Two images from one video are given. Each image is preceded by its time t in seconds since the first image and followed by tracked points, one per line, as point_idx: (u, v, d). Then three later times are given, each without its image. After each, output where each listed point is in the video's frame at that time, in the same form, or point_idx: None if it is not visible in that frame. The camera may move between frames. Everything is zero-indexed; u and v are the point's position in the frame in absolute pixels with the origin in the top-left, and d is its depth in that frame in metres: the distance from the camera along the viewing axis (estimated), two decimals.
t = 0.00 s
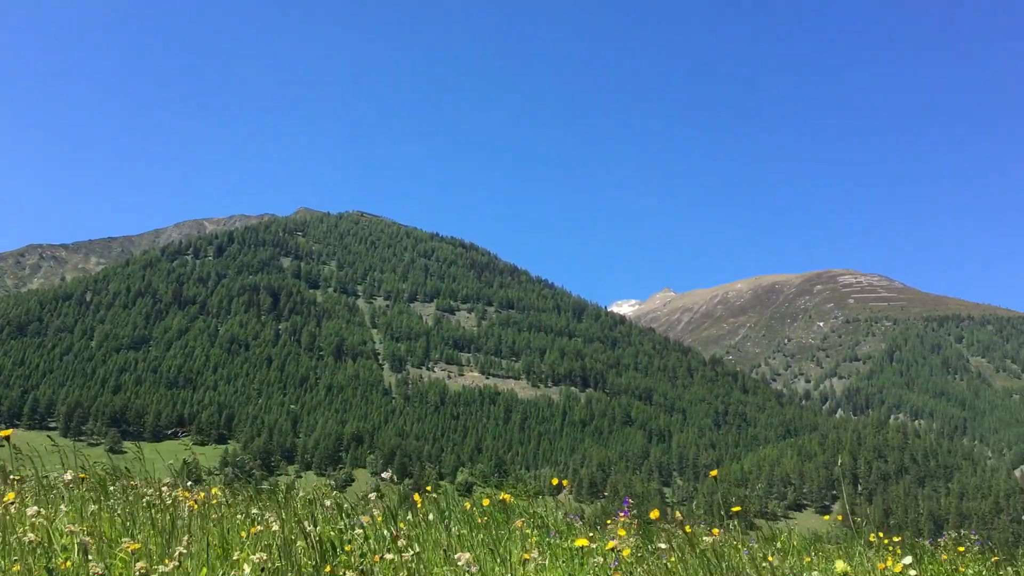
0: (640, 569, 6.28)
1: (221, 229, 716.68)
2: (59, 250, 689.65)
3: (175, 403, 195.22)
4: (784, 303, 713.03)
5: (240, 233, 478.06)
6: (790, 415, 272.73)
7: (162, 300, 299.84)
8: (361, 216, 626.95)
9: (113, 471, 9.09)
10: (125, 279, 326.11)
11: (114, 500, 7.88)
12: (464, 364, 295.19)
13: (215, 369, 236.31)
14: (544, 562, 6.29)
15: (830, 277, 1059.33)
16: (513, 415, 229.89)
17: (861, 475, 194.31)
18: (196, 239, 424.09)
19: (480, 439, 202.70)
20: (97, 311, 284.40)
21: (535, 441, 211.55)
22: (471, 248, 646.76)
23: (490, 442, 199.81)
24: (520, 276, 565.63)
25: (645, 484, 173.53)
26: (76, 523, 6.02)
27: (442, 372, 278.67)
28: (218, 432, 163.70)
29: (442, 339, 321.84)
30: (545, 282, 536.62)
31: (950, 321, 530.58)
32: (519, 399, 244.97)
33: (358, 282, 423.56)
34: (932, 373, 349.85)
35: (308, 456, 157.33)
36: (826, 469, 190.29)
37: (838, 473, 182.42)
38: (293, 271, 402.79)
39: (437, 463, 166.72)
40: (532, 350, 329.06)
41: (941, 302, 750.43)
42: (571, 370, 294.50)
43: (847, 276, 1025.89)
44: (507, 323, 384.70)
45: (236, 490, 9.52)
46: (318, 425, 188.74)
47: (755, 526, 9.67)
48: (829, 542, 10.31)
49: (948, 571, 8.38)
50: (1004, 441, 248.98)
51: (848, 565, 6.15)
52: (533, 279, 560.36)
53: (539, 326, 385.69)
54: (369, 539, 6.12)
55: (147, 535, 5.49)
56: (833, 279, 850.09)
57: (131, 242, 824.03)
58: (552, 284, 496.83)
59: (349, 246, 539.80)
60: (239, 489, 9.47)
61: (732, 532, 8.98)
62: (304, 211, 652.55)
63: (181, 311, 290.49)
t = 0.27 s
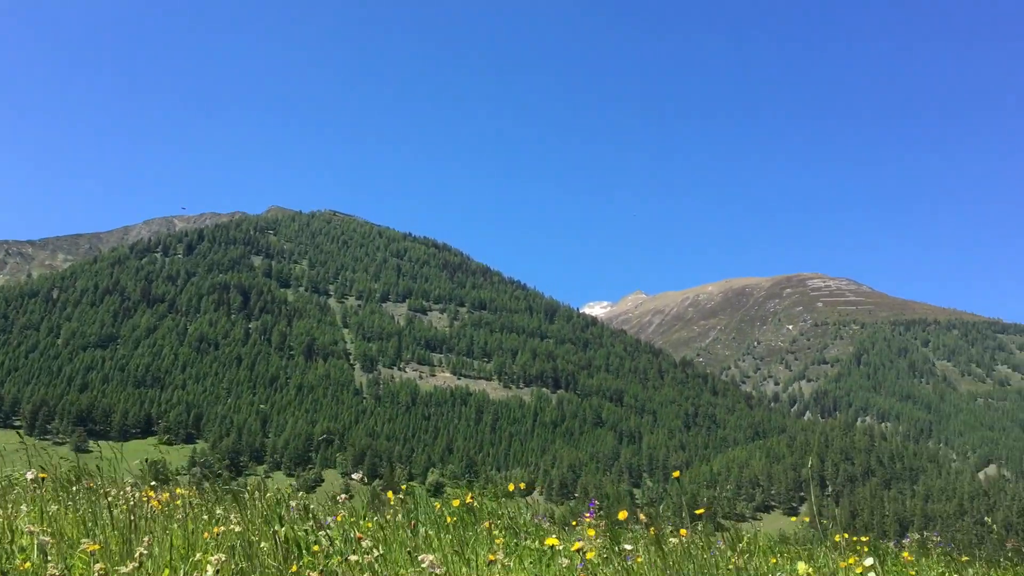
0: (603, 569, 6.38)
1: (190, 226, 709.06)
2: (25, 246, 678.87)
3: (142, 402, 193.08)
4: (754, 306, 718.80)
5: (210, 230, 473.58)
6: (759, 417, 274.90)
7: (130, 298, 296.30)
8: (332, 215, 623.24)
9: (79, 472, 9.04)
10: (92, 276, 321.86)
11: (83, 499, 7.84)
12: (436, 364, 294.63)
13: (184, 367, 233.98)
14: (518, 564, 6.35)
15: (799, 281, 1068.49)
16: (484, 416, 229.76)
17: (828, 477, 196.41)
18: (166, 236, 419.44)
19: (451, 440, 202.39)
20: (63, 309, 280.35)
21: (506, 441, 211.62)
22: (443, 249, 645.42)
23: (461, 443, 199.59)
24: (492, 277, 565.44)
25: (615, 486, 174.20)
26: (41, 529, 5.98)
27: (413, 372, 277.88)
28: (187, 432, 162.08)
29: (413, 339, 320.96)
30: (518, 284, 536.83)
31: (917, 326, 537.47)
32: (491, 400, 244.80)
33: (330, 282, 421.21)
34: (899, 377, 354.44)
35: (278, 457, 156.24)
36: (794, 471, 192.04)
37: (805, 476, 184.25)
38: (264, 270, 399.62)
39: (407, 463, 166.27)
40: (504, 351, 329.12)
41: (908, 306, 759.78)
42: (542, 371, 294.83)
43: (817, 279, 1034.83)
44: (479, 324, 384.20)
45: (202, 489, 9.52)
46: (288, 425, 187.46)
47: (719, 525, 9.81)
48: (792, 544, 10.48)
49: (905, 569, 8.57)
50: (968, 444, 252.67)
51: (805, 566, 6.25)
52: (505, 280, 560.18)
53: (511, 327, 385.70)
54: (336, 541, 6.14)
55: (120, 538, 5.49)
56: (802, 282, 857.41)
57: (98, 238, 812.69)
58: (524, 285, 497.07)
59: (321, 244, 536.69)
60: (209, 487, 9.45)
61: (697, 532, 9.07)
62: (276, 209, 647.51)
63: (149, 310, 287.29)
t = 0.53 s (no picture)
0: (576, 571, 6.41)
1: (160, 224, 701.07)
2: None
3: (110, 401, 190.85)
4: (725, 309, 723.72)
5: (181, 228, 468.85)
6: (729, 420, 277.02)
7: (98, 296, 292.41)
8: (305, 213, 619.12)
9: (49, 468, 8.93)
10: (60, 273, 317.39)
11: (46, 498, 7.82)
12: (408, 365, 294.03)
13: (153, 366, 231.58)
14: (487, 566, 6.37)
15: (770, 285, 1076.31)
16: (456, 417, 229.53)
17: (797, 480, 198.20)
18: (135, 234, 414.62)
19: (422, 441, 201.79)
20: (29, 305, 276.18)
21: (478, 442, 211.68)
22: (416, 250, 643.31)
23: (432, 443, 199.36)
24: (465, 278, 564.76)
25: (587, 487, 174.85)
26: (7, 532, 5.92)
27: (385, 373, 276.98)
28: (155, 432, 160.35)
29: (386, 340, 319.84)
30: (491, 285, 536.53)
31: (885, 330, 544.33)
32: (463, 401, 244.57)
33: (302, 281, 418.62)
34: (867, 381, 358.85)
35: (248, 457, 155.09)
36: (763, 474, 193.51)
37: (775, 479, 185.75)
38: (235, 268, 396.19)
39: (379, 464, 165.85)
40: (476, 352, 329.12)
41: (876, 311, 768.29)
42: (515, 373, 295.13)
43: (787, 283, 1042.85)
44: (451, 324, 383.48)
45: (169, 491, 9.42)
46: (258, 425, 186.21)
47: (688, 530, 9.84)
48: (762, 546, 10.52)
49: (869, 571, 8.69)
50: (934, 448, 255.90)
51: (774, 567, 6.32)
52: (478, 282, 559.84)
53: (483, 328, 385.65)
54: (308, 537, 6.14)
55: (85, 540, 5.45)
56: (773, 287, 863.79)
57: (65, 235, 800.58)
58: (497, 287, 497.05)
59: (293, 243, 533.28)
60: (173, 488, 9.38)
61: (663, 534, 9.18)
62: (247, 207, 641.88)
63: (118, 308, 283.84)
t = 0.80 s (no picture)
0: None
1: (131, 220, 693.20)
2: None
3: (79, 399, 188.64)
4: (698, 312, 728.03)
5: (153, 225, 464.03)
6: (701, 422, 278.83)
7: (67, 292, 288.84)
8: (279, 212, 614.99)
9: (17, 464, 8.76)
10: (28, 269, 313.03)
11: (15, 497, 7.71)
12: (381, 365, 293.23)
13: (123, 364, 229.17)
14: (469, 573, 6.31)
15: (743, 288, 1084.87)
16: (429, 417, 229.29)
17: (767, 482, 200.18)
18: (106, 230, 409.84)
19: (395, 442, 201.53)
20: None
21: (451, 443, 211.68)
22: (391, 249, 641.30)
23: (405, 444, 199.04)
24: (440, 278, 563.91)
25: (560, 489, 175.36)
26: None
27: (358, 373, 276.09)
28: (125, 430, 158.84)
29: (359, 340, 318.74)
30: (466, 286, 536.17)
31: (855, 334, 550.19)
32: (436, 402, 244.36)
33: (275, 280, 416.01)
34: (837, 385, 362.66)
35: (218, 457, 154.01)
36: (734, 477, 195.23)
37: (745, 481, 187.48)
38: (207, 266, 392.88)
39: (350, 465, 165.39)
40: (450, 353, 328.88)
41: (846, 316, 776.70)
42: (489, 374, 295.20)
43: (759, 287, 1051.42)
44: (426, 325, 383.03)
45: (138, 487, 9.35)
46: (229, 424, 184.97)
47: (655, 530, 9.93)
48: (730, 544, 10.68)
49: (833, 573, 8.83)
50: (901, 451, 259.31)
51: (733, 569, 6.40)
52: (453, 283, 559.17)
53: (458, 329, 385.41)
54: (275, 540, 6.12)
55: (55, 542, 5.40)
56: (745, 290, 870.73)
57: (33, 231, 789.35)
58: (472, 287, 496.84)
59: (266, 242, 529.72)
60: (140, 482, 9.34)
61: (631, 534, 9.26)
62: (220, 205, 636.46)
63: (87, 304, 280.60)
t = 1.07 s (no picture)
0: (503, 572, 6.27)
1: (103, 215, 685.39)
2: None
3: (49, 395, 186.34)
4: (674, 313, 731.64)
5: (126, 220, 459.24)
6: (675, 422, 280.25)
7: (38, 287, 285.17)
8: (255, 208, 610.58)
9: None
10: None
11: None
12: (357, 363, 292.33)
13: (95, 361, 226.58)
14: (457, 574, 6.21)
15: (718, 290, 1090.51)
16: (404, 416, 228.81)
17: (740, 483, 201.49)
18: (78, 225, 404.94)
19: (369, 441, 200.69)
20: None
21: (425, 442, 211.43)
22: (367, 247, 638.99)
23: (380, 443, 198.56)
24: (416, 277, 562.70)
25: (534, 488, 175.70)
26: None
27: (333, 371, 274.94)
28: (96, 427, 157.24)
29: (335, 338, 317.40)
30: (442, 285, 535.34)
31: (828, 336, 554.94)
32: (411, 400, 243.82)
33: (250, 277, 413.18)
34: (810, 387, 365.99)
35: (190, 455, 152.82)
36: (707, 479, 196.34)
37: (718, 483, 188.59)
38: (181, 263, 389.56)
39: (324, 464, 164.80)
40: (426, 352, 328.42)
41: (820, 318, 783.08)
42: (464, 373, 294.93)
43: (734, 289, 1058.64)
44: (402, 323, 381.94)
45: (104, 488, 9.09)
46: (202, 422, 183.59)
47: (631, 530, 9.94)
48: (701, 545, 10.73)
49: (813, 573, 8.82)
50: (873, 453, 261.96)
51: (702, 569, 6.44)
52: (429, 282, 558.10)
53: (433, 327, 384.83)
54: (243, 540, 6.11)
55: (27, 536, 5.41)
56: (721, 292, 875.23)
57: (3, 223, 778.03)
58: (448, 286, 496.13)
59: (241, 238, 525.97)
60: (104, 486, 9.11)
61: (604, 535, 9.27)
62: (194, 201, 630.82)
63: (58, 299, 277.09)
